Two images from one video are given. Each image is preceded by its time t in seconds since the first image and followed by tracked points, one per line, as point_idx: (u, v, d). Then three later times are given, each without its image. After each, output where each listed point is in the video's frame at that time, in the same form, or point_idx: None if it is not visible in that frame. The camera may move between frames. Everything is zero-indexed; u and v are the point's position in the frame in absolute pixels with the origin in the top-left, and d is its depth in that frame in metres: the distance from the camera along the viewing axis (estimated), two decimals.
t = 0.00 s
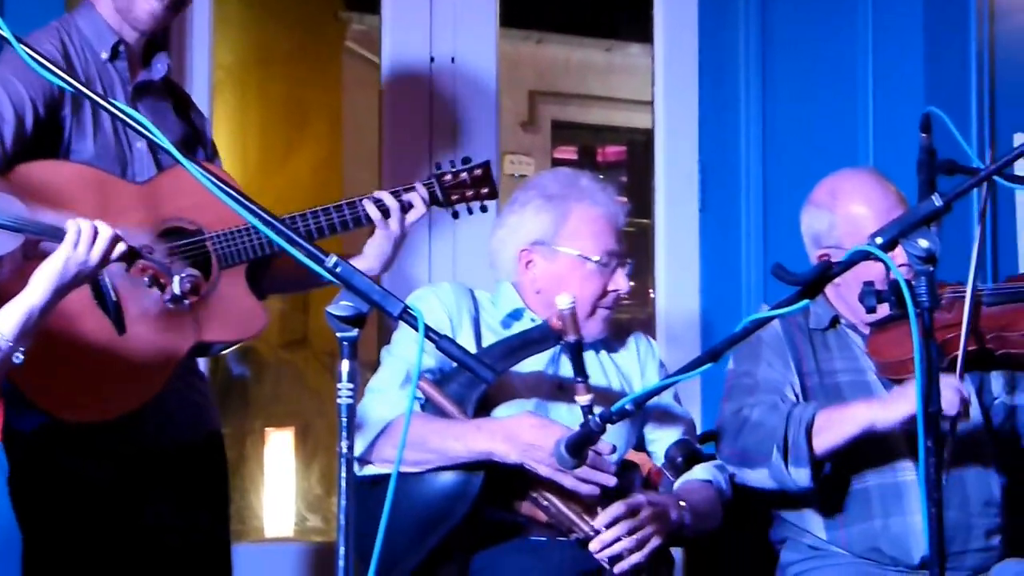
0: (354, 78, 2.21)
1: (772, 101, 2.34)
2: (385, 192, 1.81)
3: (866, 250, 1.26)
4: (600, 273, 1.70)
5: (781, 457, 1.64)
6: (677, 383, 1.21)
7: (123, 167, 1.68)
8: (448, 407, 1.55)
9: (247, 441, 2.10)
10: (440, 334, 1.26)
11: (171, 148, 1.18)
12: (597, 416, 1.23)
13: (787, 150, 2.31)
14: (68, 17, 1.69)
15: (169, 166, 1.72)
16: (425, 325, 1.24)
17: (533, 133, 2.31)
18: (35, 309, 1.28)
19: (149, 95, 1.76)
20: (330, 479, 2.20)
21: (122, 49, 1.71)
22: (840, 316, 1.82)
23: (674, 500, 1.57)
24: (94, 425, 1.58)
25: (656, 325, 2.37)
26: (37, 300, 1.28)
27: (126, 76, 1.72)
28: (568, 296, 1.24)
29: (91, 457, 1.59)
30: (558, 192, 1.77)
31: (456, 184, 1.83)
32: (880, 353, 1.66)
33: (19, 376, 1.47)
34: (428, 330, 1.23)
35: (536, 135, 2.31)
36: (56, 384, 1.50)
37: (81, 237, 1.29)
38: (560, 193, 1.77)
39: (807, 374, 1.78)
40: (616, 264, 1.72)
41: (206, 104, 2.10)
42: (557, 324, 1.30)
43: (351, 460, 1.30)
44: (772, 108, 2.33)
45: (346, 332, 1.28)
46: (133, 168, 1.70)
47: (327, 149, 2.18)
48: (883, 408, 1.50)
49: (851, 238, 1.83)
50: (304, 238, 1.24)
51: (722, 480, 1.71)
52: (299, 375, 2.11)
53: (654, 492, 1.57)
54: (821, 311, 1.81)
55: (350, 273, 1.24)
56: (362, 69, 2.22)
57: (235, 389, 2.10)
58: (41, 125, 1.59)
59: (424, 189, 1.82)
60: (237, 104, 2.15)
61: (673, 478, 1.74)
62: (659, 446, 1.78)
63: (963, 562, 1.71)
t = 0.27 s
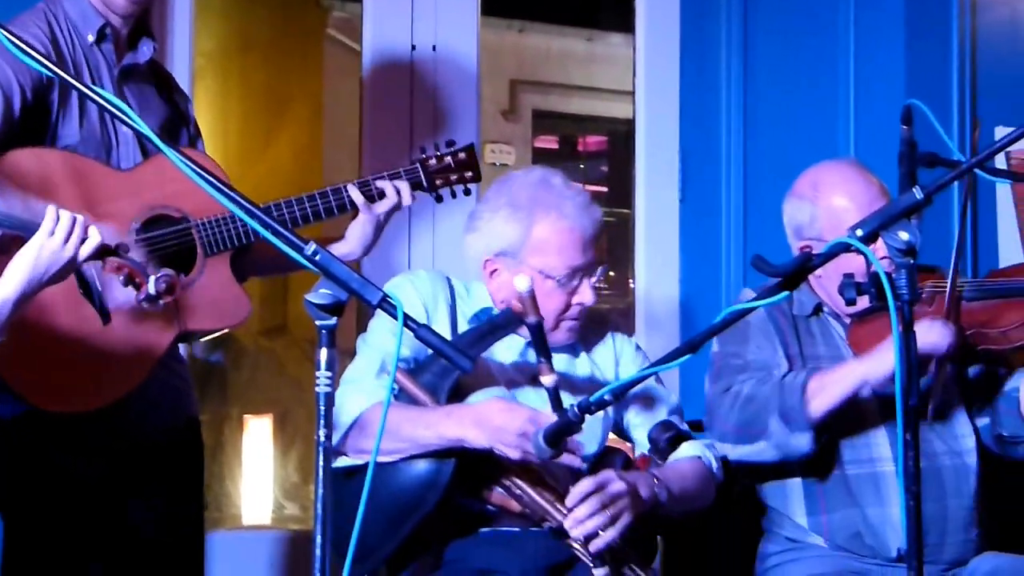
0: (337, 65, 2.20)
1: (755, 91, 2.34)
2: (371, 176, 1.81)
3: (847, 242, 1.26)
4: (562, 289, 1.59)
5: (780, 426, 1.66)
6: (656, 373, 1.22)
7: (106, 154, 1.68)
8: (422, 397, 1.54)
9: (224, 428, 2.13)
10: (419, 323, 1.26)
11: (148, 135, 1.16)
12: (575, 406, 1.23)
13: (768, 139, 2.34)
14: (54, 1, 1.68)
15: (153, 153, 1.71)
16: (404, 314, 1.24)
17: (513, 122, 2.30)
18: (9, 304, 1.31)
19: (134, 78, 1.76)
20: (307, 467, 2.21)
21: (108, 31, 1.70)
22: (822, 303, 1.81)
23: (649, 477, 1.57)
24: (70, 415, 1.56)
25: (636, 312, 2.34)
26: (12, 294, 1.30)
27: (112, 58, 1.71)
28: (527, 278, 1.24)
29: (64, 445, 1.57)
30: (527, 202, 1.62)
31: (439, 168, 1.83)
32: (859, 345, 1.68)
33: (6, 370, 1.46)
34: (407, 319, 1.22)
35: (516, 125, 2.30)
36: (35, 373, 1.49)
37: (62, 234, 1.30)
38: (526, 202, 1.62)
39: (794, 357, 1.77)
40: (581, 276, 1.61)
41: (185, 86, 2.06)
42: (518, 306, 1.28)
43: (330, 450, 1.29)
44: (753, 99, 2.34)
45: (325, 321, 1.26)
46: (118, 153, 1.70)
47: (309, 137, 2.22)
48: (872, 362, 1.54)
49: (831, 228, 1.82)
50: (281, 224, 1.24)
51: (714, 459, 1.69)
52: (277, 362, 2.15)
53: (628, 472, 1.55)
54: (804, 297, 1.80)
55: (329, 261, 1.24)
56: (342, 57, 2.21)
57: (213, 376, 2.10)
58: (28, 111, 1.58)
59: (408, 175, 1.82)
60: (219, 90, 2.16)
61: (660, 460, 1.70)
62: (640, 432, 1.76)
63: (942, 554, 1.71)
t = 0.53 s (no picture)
0: (322, 57, 2.21)
1: (742, 88, 2.34)
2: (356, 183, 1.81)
3: (833, 240, 1.24)
4: (542, 297, 1.59)
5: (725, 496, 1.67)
6: (644, 367, 1.18)
7: (87, 146, 1.66)
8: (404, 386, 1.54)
9: (207, 421, 2.13)
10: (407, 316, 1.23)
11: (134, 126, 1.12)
12: (558, 401, 1.20)
13: (755, 137, 2.35)
14: None
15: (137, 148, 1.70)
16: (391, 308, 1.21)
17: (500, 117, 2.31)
18: None
19: (117, 75, 1.74)
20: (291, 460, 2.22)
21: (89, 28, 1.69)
22: (811, 309, 1.81)
23: (641, 462, 1.52)
24: (59, 400, 1.57)
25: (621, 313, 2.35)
26: None
27: (94, 55, 1.70)
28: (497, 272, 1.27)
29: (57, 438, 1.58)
30: (513, 207, 1.62)
31: (423, 179, 1.84)
32: (850, 350, 1.68)
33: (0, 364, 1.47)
34: (392, 313, 1.19)
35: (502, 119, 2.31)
36: (27, 365, 1.49)
37: (43, 208, 1.34)
38: (511, 207, 1.62)
39: (772, 370, 1.78)
40: (564, 283, 1.60)
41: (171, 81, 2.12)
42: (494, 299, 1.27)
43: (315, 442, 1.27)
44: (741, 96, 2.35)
45: (309, 313, 1.25)
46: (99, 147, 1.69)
47: (291, 130, 2.21)
48: (804, 473, 1.57)
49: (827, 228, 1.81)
50: (270, 218, 1.19)
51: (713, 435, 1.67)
52: (259, 356, 2.14)
53: (625, 455, 1.51)
54: (790, 301, 1.81)
55: (315, 253, 1.20)
56: (328, 49, 2.21)
57: (196, 367, 2.12)
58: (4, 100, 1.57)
59: (391, 182, 1.82)
60: (203, 83, 2.19)
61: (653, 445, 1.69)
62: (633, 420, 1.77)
63: (925, 553, 1.71)
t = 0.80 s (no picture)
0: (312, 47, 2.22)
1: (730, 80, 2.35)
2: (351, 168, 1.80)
3: (823, 231, 1.25)
4: (528, 284, 1.58)
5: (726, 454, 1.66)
6: (632, 360, 1.18)
7: (83, 135, 1.66)
8: (392, 377, 1.54)
9: (195, 410, 2.12)
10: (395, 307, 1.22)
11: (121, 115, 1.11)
12: (547, 392, 1.19)
13: (743, 126, 2.33)
14: None
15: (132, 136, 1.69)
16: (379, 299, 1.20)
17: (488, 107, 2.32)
18: None
19: (114, 60, 1.73)
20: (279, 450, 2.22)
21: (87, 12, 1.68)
22: (795, 299, 1.82)
23: (624, 459, 1.52)
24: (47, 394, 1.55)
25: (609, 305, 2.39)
26: None
27: (91, 39, 1.70)
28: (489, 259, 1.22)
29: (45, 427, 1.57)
30: (500, 194, 1.62)
31: (419, 163, 1.82)
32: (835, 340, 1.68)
33: None
34: (380, 305, 1.18)
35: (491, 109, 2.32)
36: (15, 356, 1.48)
37: (27, 190, 1.34)
38: (497, 193, 1.62)
39: (760, 360, 1.78)
40: (550, 270, 1.60)
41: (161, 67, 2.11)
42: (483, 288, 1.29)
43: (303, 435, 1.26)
44: (729, 84, 2.34)
45: (298, 304, 1.24)
46: (96, 134, 1.69)
47: (282, 119, 2.21)
48: (820, 421, 1.55)
49: (808, 215, 1.81)
50: (257, 208, 1.18)
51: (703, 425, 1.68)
52: (247, 345, 2.14)
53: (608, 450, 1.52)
54: (777, 291, 1.81)
55: (303, 243, 1.19)
56: (319, 38, 2.23)
57: (183, 357, 2.12)
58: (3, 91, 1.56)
59: (386, 168, 1.81)
60: (191, 72, 2.18)
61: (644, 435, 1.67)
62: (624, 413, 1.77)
63: (914, 544, 1.71)
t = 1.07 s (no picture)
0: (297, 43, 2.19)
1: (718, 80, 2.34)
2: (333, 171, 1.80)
3: (807, 231, 1.24)
4: (504, 276, 1.58)
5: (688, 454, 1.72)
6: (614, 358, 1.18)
7: (66, 134, 1.68)
8: (371, 376, 1.53)
9: (178, 404, 2.12)
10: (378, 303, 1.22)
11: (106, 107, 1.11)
12: (530, 390, 1.19)
13: (729, 126, 2.33)
14: None
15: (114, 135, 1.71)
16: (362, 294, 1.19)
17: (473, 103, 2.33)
18: None
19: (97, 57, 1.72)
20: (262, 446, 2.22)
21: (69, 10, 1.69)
22: (779, 299, 1.82)
23: (600, 462, 1.53)
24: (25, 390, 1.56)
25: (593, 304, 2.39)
26: None
27: (72, 40, 1.71)
28: (470, 258, 1.23)
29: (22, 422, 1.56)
30: (474, 185, 1.62)
31: (402, 166, 1.82)
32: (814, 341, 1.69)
33: None
34: (364, 301, 1.18)
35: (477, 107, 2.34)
36: None
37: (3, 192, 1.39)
38: (474, 184, 1.62)
39: (741, 359, 1.78)
40: (528, 262, 1.60)
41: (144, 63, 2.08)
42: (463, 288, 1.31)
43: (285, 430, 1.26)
44: (717, 83, 2.33)
45: (281, 300, 1.23)
46: (79, 133, 1.70)
47: (266, 115, 2.21)
48: (788, 421, 1.66)
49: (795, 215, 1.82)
50: (241, 203, 1.18)
51: (667, 443, 1.67)
52: (231, 340, 2.14)
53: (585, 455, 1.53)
54: (760, 291, 1.81)
55: (287, 239, 1.19)
56: (305, 34, 2.20)
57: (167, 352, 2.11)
58: None
59: (368, 170, 1.81)
60: (176, 66, 2.20)
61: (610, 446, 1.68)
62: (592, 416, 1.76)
63: (894, 545, 1.72)
